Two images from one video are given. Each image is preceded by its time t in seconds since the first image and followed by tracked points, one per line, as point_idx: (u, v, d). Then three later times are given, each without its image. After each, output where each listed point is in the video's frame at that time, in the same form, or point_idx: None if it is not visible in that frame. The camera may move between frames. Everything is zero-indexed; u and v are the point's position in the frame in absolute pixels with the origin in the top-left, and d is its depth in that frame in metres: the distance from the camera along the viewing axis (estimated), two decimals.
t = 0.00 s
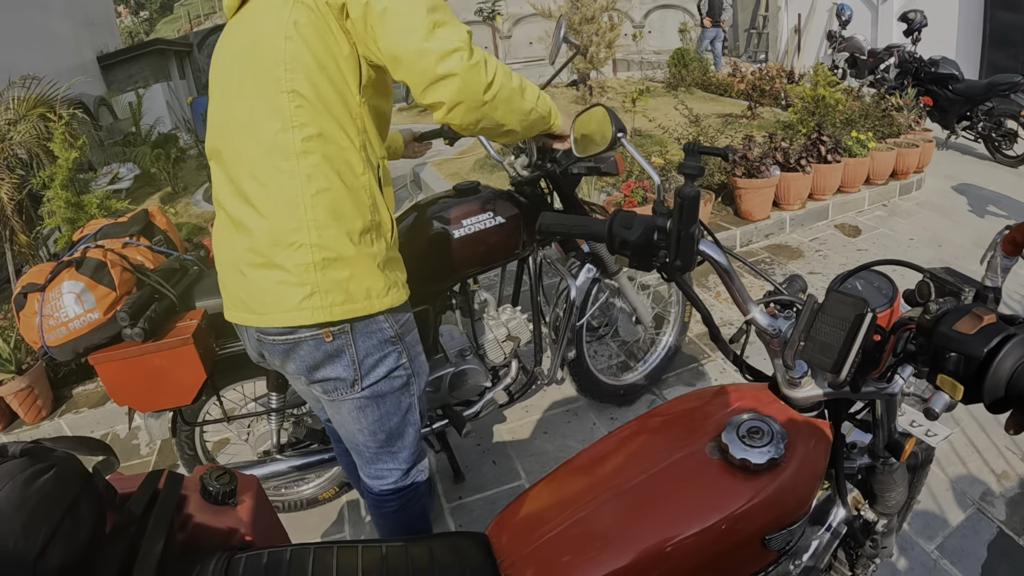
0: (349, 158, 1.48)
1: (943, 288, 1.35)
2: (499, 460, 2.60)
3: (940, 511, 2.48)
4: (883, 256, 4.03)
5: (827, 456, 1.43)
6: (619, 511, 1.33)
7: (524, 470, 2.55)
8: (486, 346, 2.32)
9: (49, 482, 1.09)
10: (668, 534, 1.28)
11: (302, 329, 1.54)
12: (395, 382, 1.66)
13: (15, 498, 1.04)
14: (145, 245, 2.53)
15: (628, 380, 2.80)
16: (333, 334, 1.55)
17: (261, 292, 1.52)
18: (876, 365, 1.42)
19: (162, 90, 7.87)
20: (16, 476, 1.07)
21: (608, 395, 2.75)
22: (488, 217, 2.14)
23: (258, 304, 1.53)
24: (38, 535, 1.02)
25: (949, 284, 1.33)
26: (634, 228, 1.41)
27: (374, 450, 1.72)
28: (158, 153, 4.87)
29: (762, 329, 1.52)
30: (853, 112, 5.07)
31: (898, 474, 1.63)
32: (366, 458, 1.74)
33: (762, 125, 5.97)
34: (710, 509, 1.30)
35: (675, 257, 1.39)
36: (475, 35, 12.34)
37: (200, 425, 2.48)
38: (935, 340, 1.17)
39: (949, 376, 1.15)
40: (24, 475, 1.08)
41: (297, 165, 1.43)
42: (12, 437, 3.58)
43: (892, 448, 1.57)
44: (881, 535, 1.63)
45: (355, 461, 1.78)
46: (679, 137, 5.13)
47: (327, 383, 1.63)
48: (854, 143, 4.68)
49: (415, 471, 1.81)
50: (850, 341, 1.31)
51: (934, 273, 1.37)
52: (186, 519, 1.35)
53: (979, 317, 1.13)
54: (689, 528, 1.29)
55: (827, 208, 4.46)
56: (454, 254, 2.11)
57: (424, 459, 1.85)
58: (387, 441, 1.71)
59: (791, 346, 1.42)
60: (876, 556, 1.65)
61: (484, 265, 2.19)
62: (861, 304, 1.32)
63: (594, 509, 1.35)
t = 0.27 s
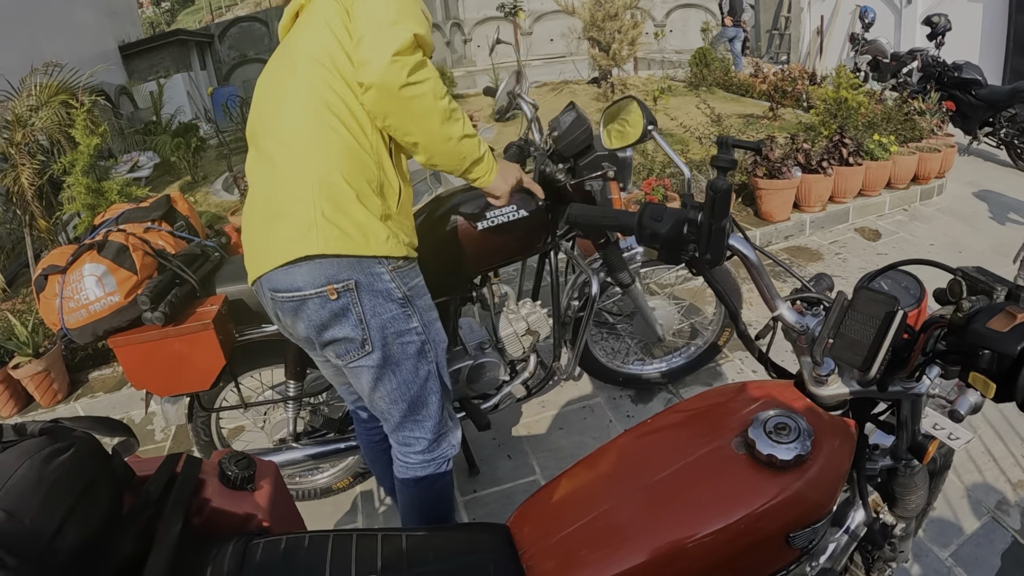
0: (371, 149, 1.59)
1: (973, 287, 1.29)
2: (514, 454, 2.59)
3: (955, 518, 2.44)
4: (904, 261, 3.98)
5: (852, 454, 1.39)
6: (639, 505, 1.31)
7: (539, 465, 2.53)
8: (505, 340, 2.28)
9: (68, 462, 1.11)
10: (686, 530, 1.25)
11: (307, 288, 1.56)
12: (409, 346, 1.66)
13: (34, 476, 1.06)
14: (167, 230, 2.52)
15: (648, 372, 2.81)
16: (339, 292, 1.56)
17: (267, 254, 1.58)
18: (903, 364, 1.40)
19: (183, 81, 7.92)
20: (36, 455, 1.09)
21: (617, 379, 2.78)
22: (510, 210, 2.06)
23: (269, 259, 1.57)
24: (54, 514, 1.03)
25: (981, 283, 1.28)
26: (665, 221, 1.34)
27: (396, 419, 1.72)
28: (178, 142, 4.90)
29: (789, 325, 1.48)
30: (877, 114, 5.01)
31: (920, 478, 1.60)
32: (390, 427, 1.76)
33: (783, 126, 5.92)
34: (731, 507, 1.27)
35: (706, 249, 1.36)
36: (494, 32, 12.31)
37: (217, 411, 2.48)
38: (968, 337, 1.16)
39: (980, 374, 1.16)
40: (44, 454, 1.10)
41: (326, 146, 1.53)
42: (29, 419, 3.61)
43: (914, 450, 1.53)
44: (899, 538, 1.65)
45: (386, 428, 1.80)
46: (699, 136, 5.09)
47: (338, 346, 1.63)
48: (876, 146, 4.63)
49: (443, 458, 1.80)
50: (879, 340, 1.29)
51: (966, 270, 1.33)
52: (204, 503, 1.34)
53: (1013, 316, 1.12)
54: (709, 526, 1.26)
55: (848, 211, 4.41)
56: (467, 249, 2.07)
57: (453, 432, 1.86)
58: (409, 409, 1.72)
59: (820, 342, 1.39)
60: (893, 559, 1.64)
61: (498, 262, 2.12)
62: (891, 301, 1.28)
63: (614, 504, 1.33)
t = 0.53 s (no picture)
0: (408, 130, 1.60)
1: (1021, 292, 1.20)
2: (533, 449, 2.57)
3: (973, 527, 2.41)
4: (927, 266, 3.93)
5: (887, 458, 1.34)
6: (672, 505, 1.29)
7: (558, 461, 2.51)
8: (529, 334, 2.25)
9: (91, 448, 1.07)
10: (716, 532, 1.22)
11: (335, 236, 1.49)
12: (437, 306, 1.56)
13: (58, 461, 1.03)
14: (190, 216, 2.51)
15: (669, 371, 2.78)
16: (368, 238, 1.48)
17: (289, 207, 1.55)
18: (944, 369, 1.35)
19: (204, 70, 7.95)
20: (59, 438, 1.06)
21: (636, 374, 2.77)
22: (540, 203, 2.03)
23: (296, 208, 1.53)
24: (77, 502, 1.00)
25: None
26: (707, 217, 1.32)
27: (422, 390, 1.61)
28: (198, 129, 4.91)
29: (828, 326, 1.45)
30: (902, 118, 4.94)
31: (949, 484, 1.55)
32: (415, 403, 1.65)
33: (806, 127, 5.87)
34: (761, 510, 1.24)
35: (748, 247, 1.31)
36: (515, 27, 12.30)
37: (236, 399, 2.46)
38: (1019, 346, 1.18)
39: None
40: (67, 437, 1.07)
41: (364, 115, 1.53)
42: (46, 401, 3.63)
43: (945, 456, 1.50)
44: (924, 545, 1.60)
45: (409, 410, 1.70)
46: (722, 135, 5.05)
47: (364, 304, 1.53)
48: (901, 150, 4.58)
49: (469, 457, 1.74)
50: (924, 344, 1.27)
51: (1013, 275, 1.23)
52: (227, 491, 1.33)
53: None
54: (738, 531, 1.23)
55: (870, 215, 4.37)
56: (490, 243, 2.02)
57: (479, 420, 1.74)
58: (433, 380, 1.61)
59: (861, 345, 1.35)
60: (917, 564, 1.60)
61: (524, 254, 2.08)
62: (935, 304, 1.26)
63: (647, 505, 1.31)
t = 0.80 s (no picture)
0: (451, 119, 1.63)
1: None
2: (552, 444, 2.56)
3: (988, 536, 2.37)
4: (950, 272, 3.89)
5: (917, 468, 1.29)
6: (702, 509, 1.27)
7: (577, 456, 2.50)
8: (552, 328, 2.26)
9: (117, 436, 1.05)
10: (745, 538, 1.20)
11: (371, 202, 1.49)
12: (469, 283, 1.52)
13: (84, 449, 1.00)
14: (215, 201, 2.50)
15: (689, 369, 2.76)
16: (405, 207, 1.47)
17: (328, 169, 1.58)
18: (986, 377, 1.29)
19: (224, 56, 7.96)
20: (85, 425, 1.04)
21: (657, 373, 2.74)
22: (570, 196, 2.00)
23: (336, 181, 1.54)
24: (104, 491, 0.98)
25: None
26: (751, 215, 1.30)
27: (449, 373, 1.57)
28: (219, 115, 4.91)
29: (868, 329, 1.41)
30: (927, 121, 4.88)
31: (978, 494, 1.46)
32: (440, 389, 1.61)
33: (829, 128, 5.81)
34: (795, 515, 1.22)
35: (793, 248, 1.28)
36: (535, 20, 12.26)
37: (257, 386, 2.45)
38: None
39: None
40: (94, 425, 1.04)
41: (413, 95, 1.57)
42: (63, 382, 3.65)
43: (978, 464, 1.47)
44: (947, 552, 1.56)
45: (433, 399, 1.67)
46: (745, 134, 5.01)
47: (395, 277, 1.51)
48: (925, 154, 4.53)
49: (493, 454, 1.69)
50: (968, 352, 1.22)
51: None
52: (253, 481, 1.32)
53: None
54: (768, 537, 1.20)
55: (893, 218, 4.32)
56: (520, 237, 2.01)
57: (502, 412, 1.70)
58: (461, 363, 1.57)
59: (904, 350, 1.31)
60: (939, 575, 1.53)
61: (554, 248, 2.08)
62: (980, 312, 1.19)
63: (681, 508, 1.29)
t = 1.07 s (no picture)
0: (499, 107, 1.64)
1: None
2: (573, 438, 2.55)
3: (1006, 546, 2.34)
4: (974, 277, 3.84)
5: (958, 474, 1.19)
6: (729, 521, 1.14)
7: (598, 451, 2.48)
8: (579, 322, 2.20)
9: (147, 426, 1.04)
10: (775, 546, 1.09)
11: (418, 181, 1.47)
12: (512, 269, 1.51)
13: (114, 440, 0.99)
14: (242, 183, 2.47)
15: (712, 368, 2.71)
16: (452, 187, 1.46)
17: (375, 144, 1.59)
18: None
19: (246, 40, 7.97)
20: (115, 415, 1.03)
21: (683, 374, 2.71)
22: (603, 189, 2.00)
23: (382, 160, 1.53)
24: (137, 482, 0.97)
25: None
26: (800, 217, 1.26)
27: (484, 360, 1.57)
28: (241, 100, 4.91)
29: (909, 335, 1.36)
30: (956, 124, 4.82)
31: (1009, 502, 1.32)
32: (474, 376, 1.60)
33: (855, 128, 5.76)
34: (833, 524, 1.10)
35: (845, 251, 1.25)
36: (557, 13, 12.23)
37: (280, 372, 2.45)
38: None
39: None
40: (124, 415, 1.03)
41: (462, 85, 1.58)
42: (81, 362, 3.67)
43: (1011, 473, 1.33)
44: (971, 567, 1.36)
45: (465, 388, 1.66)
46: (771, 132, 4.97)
47: (437, 258, 1.50)
48: (952, 158, 4.47)
49: (521, 446, 1.69)
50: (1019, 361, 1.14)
51: None
52: (283, 472, 1.27)
53: None
54: (801, 547, 1.09)
55: (917, 222, 4.28)
56: (556, 228, 1.98)
57: (532, 405, 1.68)
58: (498, 350, 1.56)
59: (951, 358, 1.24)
60: None
61: (588, 241, 2.06)
62: None
63: (706, 516, 1.16)
